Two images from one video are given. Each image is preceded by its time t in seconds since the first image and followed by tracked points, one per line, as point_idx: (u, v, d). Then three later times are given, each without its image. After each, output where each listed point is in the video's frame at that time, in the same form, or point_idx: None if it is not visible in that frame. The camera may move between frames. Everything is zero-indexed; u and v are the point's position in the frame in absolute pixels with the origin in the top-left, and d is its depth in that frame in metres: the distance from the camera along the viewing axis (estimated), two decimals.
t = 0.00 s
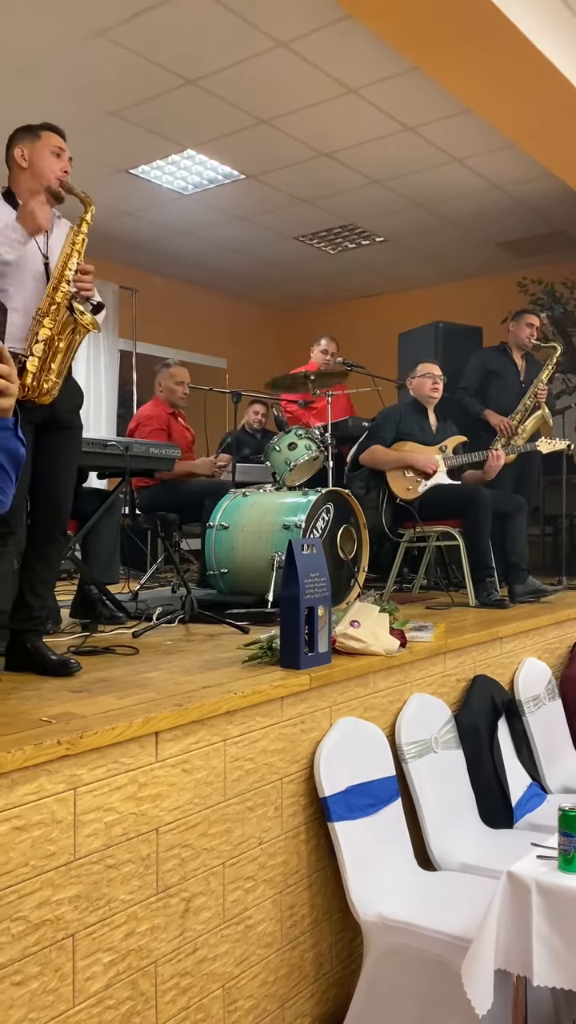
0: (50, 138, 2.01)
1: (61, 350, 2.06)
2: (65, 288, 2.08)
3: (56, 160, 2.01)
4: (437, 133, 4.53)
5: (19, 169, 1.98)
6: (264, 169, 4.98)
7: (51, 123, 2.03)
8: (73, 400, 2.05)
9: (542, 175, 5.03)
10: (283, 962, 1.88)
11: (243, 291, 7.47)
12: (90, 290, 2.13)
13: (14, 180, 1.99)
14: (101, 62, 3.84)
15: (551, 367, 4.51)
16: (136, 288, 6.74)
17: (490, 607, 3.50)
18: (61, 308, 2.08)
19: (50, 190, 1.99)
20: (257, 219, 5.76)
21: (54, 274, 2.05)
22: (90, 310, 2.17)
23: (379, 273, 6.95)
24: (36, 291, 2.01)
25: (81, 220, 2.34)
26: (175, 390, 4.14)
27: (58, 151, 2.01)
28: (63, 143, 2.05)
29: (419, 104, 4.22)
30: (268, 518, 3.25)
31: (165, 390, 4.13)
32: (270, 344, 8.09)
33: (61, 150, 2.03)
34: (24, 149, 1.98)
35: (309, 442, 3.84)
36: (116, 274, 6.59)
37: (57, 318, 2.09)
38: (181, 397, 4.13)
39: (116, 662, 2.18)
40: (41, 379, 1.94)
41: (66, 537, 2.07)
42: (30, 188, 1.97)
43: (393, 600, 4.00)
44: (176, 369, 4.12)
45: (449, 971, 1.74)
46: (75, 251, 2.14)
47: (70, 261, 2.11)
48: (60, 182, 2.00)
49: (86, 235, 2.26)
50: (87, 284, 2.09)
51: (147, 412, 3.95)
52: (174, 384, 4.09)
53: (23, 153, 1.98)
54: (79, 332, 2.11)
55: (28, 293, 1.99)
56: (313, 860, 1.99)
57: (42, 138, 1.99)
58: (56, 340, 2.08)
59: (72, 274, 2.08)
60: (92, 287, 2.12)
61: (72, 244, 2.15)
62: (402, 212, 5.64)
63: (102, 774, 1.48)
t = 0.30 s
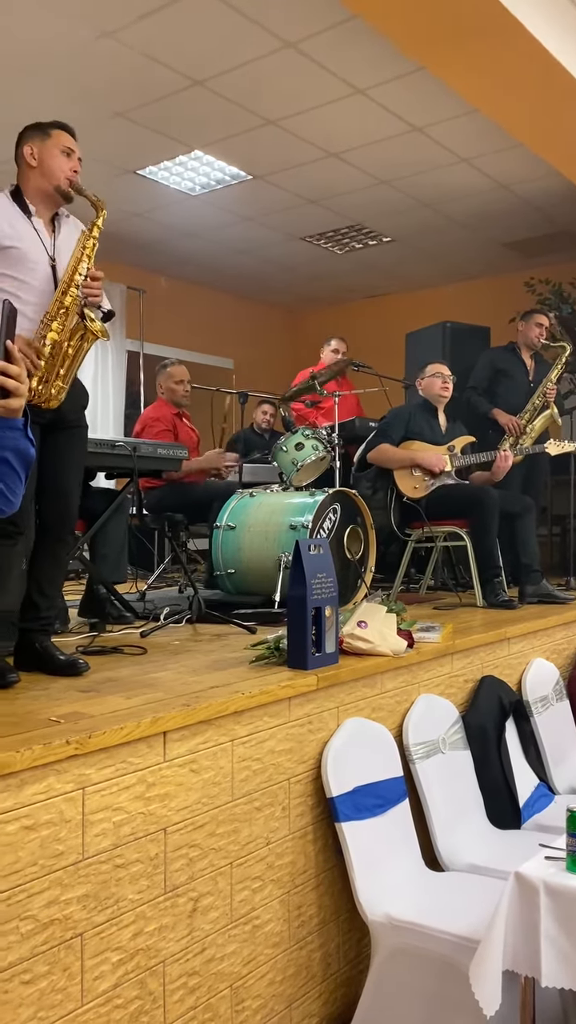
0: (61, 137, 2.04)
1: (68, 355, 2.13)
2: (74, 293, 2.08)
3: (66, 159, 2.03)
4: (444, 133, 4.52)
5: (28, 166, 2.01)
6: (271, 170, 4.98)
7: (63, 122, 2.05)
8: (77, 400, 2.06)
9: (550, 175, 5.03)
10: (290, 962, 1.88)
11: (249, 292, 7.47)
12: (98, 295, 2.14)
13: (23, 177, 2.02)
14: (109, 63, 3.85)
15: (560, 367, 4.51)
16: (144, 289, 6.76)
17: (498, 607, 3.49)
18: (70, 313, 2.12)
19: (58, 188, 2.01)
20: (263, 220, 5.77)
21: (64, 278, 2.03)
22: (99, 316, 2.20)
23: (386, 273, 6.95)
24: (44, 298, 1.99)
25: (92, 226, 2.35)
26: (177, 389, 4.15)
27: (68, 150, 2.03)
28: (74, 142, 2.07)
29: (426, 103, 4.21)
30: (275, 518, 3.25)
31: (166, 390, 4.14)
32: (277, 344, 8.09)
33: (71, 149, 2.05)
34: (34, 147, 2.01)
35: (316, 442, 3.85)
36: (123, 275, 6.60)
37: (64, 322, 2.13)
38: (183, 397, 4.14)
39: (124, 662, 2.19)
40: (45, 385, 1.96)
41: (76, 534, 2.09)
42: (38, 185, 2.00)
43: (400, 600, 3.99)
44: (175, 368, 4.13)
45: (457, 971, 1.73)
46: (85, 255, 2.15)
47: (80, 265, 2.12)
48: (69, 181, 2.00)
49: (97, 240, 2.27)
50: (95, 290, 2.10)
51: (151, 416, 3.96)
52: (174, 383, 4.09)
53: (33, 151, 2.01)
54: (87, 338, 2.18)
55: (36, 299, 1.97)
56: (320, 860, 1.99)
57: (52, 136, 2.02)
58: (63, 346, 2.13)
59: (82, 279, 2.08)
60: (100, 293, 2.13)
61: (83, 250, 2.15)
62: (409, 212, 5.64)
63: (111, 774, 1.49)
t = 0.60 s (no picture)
0: (45, 132, 2.03)
1: (83, 354, 2.12)
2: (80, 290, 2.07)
3: (51, 154, 2.02)
4: (454, 133, 4.52)
5: (15, 164, 2.00)
6: (280, 170, 4.98)
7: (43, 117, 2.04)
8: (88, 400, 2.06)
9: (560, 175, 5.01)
10: (300, 962, 1.88)
11: (258, 292, 7.48)
12: (109, 291, 2.12)
13: (10, 176, 2.01)
14: (118, 64, 3.86)
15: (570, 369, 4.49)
16: (152, 289, 6.77)
17: (508, 608, 3.49)
18: (80, 312, 2.11)
19: (48, 185, 2.01)
20: (272, 220, 5.77)
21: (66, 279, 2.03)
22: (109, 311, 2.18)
23: (395, 273, 6.95)
24: (48, 296, 2.01)
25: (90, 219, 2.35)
26: (187, 391, 4.16)
27: (52, 145, 2.03)
28: (57, 136, 2.06)
29: (435, 103, 4.21)
30: (285, 518, 3.25)
31: (176, 391, 4.15)
32: (285, 345, 8.10)
33: (55, 144, 2.05)
34: (19, 145, 2.00)
35: (325, 443, 3.83)
36: (133, 276, 6.62)
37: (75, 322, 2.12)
38: (192, 397, 4.14)
39: (134, 662, 2.19)
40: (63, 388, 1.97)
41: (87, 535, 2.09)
42: (27, 184, 2.00)
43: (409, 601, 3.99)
44: (186, 369, 4.14)
45: (468, 972, 1.73)
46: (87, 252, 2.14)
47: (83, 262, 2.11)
48: (57, 177, 2.01)
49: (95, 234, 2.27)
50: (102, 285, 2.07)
51: (161, 416, 3.96)
52: (184, 384, 4.10)
53: (18, 148, 2.00)
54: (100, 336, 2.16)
55: (40, 298, 1.99)
56: (330, 860, 1.99)
57: (36, 132, 2.01)
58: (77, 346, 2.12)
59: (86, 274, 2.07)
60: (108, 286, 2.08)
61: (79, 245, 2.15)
62: (419, 213, 5.64)
63: (121, 773, 1.49)
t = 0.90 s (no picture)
0: (36, 125, 2.02)
1: (92, 345, 2.20)
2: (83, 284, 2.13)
3: (44, 149, 2.02)
4: (463, 134, 4.51)
5: (8, 161, 2.00)
6: (289, 171, 4.98)
7: (34, 111, 2.03)
8: (94, 400, 2.07)
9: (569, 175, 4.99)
10: (308, 964, 1.87)
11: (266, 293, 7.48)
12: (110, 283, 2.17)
13: (4, 173, 2.01)
14: (127, 65, 3.87)
15: None
16: (161, 290, 6.77)
17: (517, 609, 3.48)
18: (85, 306, 2.19)
19: (43, 179, 2.02)
20: (281, 220, 5.76)
21: (71, 274, 2.08)
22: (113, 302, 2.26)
23: (404, 274, 6.94)
24: (51, 292, 2.02)
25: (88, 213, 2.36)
26: (194, 391, 4.15)
27: (44, 138, 2.02)
28: (47, 129, 2.06)
29: (444, 104, 4.20)
30: (293, 520, 3.25)
31: (182, 392, 4.14)
32: (294, 345, 8.09)
33: (47, 137, 2.04)
34: (11, 140, 1.99)
35: (333, 445, 3.84)
36: (142, 277, 6.62)
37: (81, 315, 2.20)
38: (201, 397, 4.14)
39: (142, 663, 2.19)
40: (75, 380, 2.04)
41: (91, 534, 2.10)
42: (21, 179, 2.00)
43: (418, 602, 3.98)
44: (192, 370, 4.13)
45: (477, 976, 1.72)
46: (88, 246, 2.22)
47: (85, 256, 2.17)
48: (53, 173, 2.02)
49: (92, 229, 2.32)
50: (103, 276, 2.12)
51: (169, 416, 3.96)
52: (191, 385, 4.10)
53: (10, 143, 1.99)
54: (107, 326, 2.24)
55: (43, 295, 2.00)
56: (338, 863, 1.99)
57: (27, 126, 2.00)
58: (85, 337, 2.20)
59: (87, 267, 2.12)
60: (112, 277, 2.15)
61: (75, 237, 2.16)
62: (428, 213, 5.63)
63: (130, 774, 1.49)
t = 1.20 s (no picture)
0: (45, 133, 2.05)
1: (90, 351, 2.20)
2: (83, 290, 2.15)
3: (52, 155, 2.04)
4: (470, 137, 4.51)
5: (16, 165, 2.01)
6: (296, 174, 4.99)
7: (44, 118, 2.07)
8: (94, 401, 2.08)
9: None
10: (314, 967, 1.87)
11: (273, 296, 7.49)
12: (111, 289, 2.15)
13: (10, 176, 2.02)
14: (134, 69, 3.88)
15: None
16: (168, 293, 6.79)
17: (523, 614, 3.42)
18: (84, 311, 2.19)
19: (50, 185, 2.03)
20: (288, 224, 5.77)
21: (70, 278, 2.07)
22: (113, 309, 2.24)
23: (411, 277, 6.94)
24: (53, 295, 2.03)
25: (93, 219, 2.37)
26: (204, 396, 4.17)
27: (53, 146, 2.05)
28: (57, 137, 2.08)
29: (451, 107, 4.20)
30: (299, 523, 3.25)
31: (193, 396, 4.15)
32: (300, 349, 8.10)
33: (56, 145, 2.07)
34: (20, 145, 2.01)
35: (339, 447, 3.83)
36: (149, 280, 6.65)
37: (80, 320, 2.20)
38: (211, 402, 4.16)
39: (149, 665, 2.19)
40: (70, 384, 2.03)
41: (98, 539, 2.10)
42: (29, 184, 2.02)
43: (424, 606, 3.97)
44: (205, 372, 4.14)
45: (484, 980, 1.71)
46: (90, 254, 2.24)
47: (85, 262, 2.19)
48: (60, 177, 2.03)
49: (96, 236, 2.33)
50: (104, 282, 2.11)
51: (177, 417, 3.97)
52: (203, 389, 4.11)
53: (19, 147, 2.01)
54: (106, 333, 2.21)
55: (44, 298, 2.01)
56: (345, 866, 1.98)
57: (36, 133, 2.03)
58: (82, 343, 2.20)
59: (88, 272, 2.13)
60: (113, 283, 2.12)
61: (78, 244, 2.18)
62: (435, 217, 5.63)
63: (137, 777, 1.49)
